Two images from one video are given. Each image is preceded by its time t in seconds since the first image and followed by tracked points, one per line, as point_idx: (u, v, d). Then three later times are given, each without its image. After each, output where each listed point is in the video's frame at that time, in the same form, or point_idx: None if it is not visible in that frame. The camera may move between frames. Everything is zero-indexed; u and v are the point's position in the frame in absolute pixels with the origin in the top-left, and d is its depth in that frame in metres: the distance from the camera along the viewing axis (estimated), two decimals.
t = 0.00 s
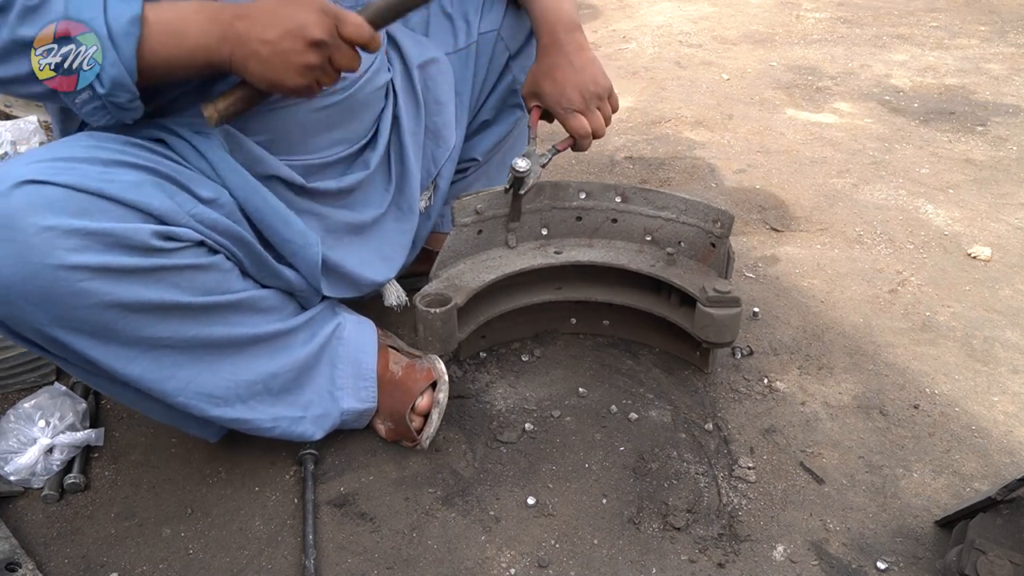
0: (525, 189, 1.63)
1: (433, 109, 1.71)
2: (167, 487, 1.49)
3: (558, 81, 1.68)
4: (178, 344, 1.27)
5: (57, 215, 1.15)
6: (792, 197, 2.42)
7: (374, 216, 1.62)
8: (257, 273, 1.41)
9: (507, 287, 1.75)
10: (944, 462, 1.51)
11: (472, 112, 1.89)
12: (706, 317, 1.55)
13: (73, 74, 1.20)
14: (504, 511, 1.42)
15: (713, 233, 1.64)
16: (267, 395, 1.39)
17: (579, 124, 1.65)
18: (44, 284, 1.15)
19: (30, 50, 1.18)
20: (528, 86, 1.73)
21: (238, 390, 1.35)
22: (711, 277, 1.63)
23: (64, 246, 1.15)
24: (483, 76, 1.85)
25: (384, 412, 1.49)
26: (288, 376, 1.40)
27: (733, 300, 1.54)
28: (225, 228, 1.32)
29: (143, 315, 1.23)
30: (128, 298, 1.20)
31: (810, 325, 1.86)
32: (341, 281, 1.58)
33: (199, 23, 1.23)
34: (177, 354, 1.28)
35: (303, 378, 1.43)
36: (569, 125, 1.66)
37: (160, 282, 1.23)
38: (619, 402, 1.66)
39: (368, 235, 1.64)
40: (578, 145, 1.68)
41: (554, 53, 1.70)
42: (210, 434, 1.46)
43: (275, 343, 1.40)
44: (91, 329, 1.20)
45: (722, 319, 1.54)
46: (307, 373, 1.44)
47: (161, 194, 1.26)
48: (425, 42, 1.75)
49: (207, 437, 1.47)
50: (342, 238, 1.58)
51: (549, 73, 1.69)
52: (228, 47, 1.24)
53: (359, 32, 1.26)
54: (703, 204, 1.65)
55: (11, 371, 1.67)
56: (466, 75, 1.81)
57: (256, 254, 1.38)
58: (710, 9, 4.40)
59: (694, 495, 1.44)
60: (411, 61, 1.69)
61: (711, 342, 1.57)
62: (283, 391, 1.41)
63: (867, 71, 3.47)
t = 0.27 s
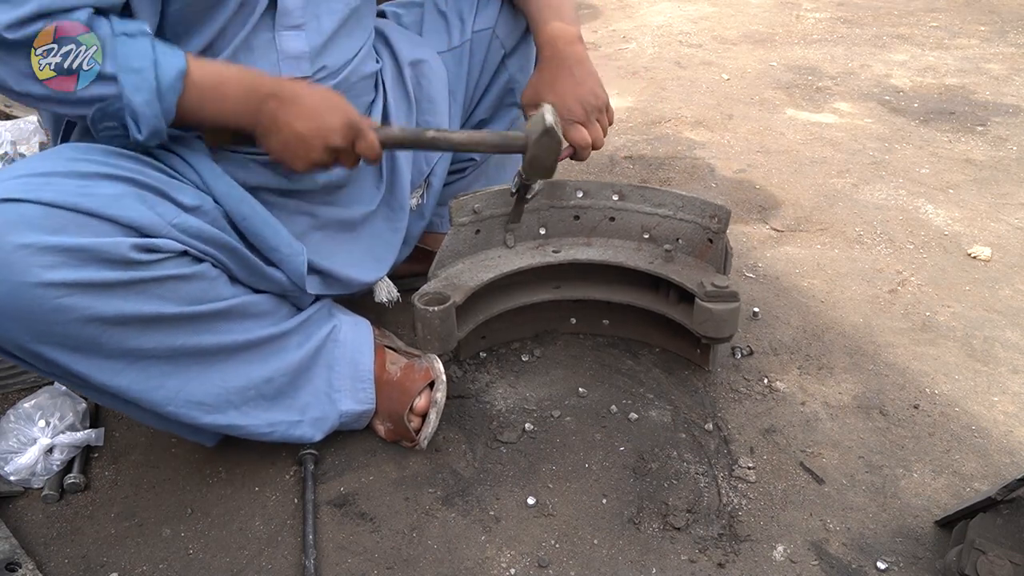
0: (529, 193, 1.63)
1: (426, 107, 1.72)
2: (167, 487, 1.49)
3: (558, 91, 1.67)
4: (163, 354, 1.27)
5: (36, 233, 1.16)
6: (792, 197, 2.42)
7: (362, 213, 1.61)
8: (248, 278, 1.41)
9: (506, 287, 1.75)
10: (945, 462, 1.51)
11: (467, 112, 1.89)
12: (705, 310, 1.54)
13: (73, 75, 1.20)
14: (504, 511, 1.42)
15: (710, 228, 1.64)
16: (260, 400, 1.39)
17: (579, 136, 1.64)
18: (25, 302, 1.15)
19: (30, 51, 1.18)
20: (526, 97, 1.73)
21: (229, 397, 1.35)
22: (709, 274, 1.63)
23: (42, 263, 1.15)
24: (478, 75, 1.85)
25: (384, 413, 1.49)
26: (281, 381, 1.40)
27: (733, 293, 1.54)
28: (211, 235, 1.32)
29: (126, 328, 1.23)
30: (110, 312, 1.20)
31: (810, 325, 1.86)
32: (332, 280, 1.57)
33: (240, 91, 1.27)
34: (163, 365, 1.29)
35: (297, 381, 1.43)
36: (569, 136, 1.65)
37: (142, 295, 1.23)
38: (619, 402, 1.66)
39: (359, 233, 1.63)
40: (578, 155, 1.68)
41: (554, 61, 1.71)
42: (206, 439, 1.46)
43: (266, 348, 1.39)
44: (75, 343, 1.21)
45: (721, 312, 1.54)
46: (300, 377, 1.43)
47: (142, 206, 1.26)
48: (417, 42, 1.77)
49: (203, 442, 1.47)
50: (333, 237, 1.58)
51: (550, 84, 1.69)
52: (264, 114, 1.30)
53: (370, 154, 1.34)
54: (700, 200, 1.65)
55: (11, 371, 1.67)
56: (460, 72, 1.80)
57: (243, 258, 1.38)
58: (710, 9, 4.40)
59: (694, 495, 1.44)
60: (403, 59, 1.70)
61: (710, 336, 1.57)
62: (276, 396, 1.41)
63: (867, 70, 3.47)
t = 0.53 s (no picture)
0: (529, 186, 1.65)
1: (426, 105, 1.72)
2: (167, 487, 1.49)
3: (547, 88, 1.69)
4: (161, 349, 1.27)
5: (34, 225, 1.16)
6: (792, 197, 2.42)
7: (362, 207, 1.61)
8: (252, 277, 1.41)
9: (506, 287, 1.75)
10: (944, 462, 1.51)
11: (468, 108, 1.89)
12: (706, 316, 1.55)
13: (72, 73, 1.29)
14: (504, 511, 1.42)
15: (713, 233, 1.64)
16: (259, 398, 1.39)
17: (572, 128, 1.66)
18: (23, 293, 1.15)
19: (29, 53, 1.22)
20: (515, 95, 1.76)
21: (227, 394, 1.35)
22: (711, 278, 1.63)
23: (40, 255, 1.15)
24: (478, 71, 1.84)
25: (383, 412, 1.49)
26: (280, 379, 1.39)
27: (733, 299, 1.54)
28: (212, 231, 1.32)
29: (125, 322, 1.23)
30: (108, 305, 1.20)
31: (810, 325, 1.86)
32: (334, 276, 1.57)
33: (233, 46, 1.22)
34: (160, 360, 1.28)
35: (296, 380, 1.43)
36: (562, 128, 1.67)
37: (141, 289, 1.23)
38: (619, 402, 1.66)
39: (360, 229, 1.64)
40: (571, 147, 1.69)
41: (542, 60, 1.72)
42: (201, 436, 1.46)
43: (266, 345, 1.39)
44: (73, 336, 1.21)
45: (722, 318, 1.54)
46: (300, 376, 1.43)
47: (142, 201, 1.27)
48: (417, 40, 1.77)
49: (199, 439, 1.47)
50: (334, 232, 1.58)
51: (539, 82, 1.70)
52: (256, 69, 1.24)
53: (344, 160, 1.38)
54: (703, 204, 1.65)
55: (11, 371, 1.67)
56: (459, 69, 1.80)
57: (246, 255, 1.37)
58: (710, 9, 4.40)
59: (694, 495, 1.44)
60: (403, 56, 1.71)
61: (711, 342, 1.57)
62: (276, 394, 1.41)
63: (867, 70, 3.47)
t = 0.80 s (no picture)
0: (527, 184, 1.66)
1: (424, 100, 1.73)
2: (167, 487, 1.49)
3: (540, 89, 1.70)
4: (169, 336, 1.27)
5: (47, 203, 1.16)
6: (792, 197, 2.42)
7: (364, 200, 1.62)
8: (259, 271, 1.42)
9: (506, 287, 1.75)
10: (944, 462, 1.51)
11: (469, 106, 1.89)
12: (706, 315, 1.55)
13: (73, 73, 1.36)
14: (504, 511, 1.42)
15: (713, 233, 1.64)
16: (263, 393, 1.39)
17: (567, 127, 1.66)
18: (34, 270, 1.15)
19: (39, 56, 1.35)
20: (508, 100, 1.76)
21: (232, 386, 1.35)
22: (711, 278, 1.63)
23: (54, 233, 1.16)
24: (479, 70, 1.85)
25: (384, 412, 1.49)
26: (285, 374, 1.39)
27: (732, 299, 1.54)
28: (221, 221, 1.32)
29: (134, 306, 1.23)
30: (118, 287, 1.20)
31: (810, 325, 1.86)
32: (334, 267, 1.57)
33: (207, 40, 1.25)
34: (168, 347, 1.28)
35: (300, 377, 1.43)
36: (557, 128, 1.67)
37: (151, 274, 1.24)
38: (619, 402, 1.66)
39: (360, 222, 1.64)
40: (567, 147, 1.69)
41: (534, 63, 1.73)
42: (202, 433, 1.46)
43: (272, 340, 1.39)
44: (81, 318, 1.20)
45: (722, 318, 1.54)
46: (304, 373, 1.43)
47: (155, 186, 1.27)
48: (417, 37, 1.79)
49: (202, 437, 1.47)
50: (337, 226, 1.58)
51: (531, 83, 1.71)
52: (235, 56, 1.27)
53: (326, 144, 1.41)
54: (703, 204, 1.65)
55: (11, 371, 1.66)
56: (460, 66, 1.80)
57: (255, 248, 1.38)
58: (710, 9, 4.40)
59: (694, 495, 1.44)
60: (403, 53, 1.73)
61: (711, 342, 1.57)
62: (280, 389, 1.40)
63: (867, 70, 3.47)
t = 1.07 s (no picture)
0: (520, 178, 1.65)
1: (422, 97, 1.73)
2: (167, 487, 1.49)
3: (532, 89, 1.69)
4: (172, 318, 1.27)
5: (58, 174, 1.16)
6: (792, 197, 2.42)
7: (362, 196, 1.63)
8: (259, 260, 1.44)
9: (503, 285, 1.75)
10: (944, 462, 1.51)
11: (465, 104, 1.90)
12: (701, 299, 1.54)
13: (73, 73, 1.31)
14: (504, 511, 1.42)
15: (704, 219, 1.63)
16: (260, 385, 1.39)
17: (561, 126, 1.68)
18: (42, 239, 1.15)
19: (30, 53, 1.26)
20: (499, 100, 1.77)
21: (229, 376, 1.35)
22: (705, 263, 1.64)
23: (65, 204, 1.15)
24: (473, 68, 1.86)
25: (382, 411, 1.50)
26: (281, 368, 1.39)
27: (731, 284, 1.54)
28: (226, 209, 1.34)
29: (140, 285, 1.23)
30: (126, 263, 1.20)
31: (809, 325, 1.86)
32: (333, 263, 1.58)
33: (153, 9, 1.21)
34: (170, 330, 1.28)
35: (296, 374, 1.43)
36: (551, 127, 1.69)
37: (159, 254, 1.24)
38: (619, 402, 1.66)
39: (358, 218, 1.65)
40: (561, 144, 1.72)
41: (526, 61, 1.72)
42: (197, 424, 1.46)
43: (273, 333, 1.39)
44: (86, 291, 1.20)
45: (717, 301, 1.53)
46: (299, 370, 1.43)
47: (163, 168, 1.27)
48: (415, 35, 1.79)
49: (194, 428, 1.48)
50: (334, 221, 1.59)
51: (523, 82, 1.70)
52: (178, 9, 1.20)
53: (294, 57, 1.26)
54: (694, 192, 1.65)
55: (11, 371, 1.66)
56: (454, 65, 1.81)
57: (260, 239, 1.40)
58: (710, 9, 4.40)
59: (694, 495, 1.44)
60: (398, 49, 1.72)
61: (710, 326, 1.57)
62: (275, 384, 1.40)
63: (867, 70, 3.47)
